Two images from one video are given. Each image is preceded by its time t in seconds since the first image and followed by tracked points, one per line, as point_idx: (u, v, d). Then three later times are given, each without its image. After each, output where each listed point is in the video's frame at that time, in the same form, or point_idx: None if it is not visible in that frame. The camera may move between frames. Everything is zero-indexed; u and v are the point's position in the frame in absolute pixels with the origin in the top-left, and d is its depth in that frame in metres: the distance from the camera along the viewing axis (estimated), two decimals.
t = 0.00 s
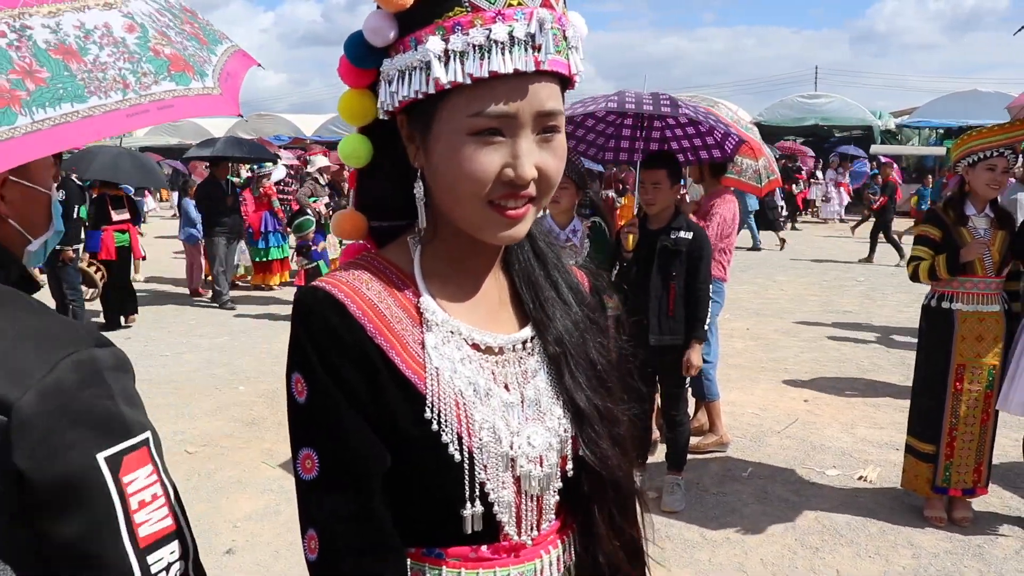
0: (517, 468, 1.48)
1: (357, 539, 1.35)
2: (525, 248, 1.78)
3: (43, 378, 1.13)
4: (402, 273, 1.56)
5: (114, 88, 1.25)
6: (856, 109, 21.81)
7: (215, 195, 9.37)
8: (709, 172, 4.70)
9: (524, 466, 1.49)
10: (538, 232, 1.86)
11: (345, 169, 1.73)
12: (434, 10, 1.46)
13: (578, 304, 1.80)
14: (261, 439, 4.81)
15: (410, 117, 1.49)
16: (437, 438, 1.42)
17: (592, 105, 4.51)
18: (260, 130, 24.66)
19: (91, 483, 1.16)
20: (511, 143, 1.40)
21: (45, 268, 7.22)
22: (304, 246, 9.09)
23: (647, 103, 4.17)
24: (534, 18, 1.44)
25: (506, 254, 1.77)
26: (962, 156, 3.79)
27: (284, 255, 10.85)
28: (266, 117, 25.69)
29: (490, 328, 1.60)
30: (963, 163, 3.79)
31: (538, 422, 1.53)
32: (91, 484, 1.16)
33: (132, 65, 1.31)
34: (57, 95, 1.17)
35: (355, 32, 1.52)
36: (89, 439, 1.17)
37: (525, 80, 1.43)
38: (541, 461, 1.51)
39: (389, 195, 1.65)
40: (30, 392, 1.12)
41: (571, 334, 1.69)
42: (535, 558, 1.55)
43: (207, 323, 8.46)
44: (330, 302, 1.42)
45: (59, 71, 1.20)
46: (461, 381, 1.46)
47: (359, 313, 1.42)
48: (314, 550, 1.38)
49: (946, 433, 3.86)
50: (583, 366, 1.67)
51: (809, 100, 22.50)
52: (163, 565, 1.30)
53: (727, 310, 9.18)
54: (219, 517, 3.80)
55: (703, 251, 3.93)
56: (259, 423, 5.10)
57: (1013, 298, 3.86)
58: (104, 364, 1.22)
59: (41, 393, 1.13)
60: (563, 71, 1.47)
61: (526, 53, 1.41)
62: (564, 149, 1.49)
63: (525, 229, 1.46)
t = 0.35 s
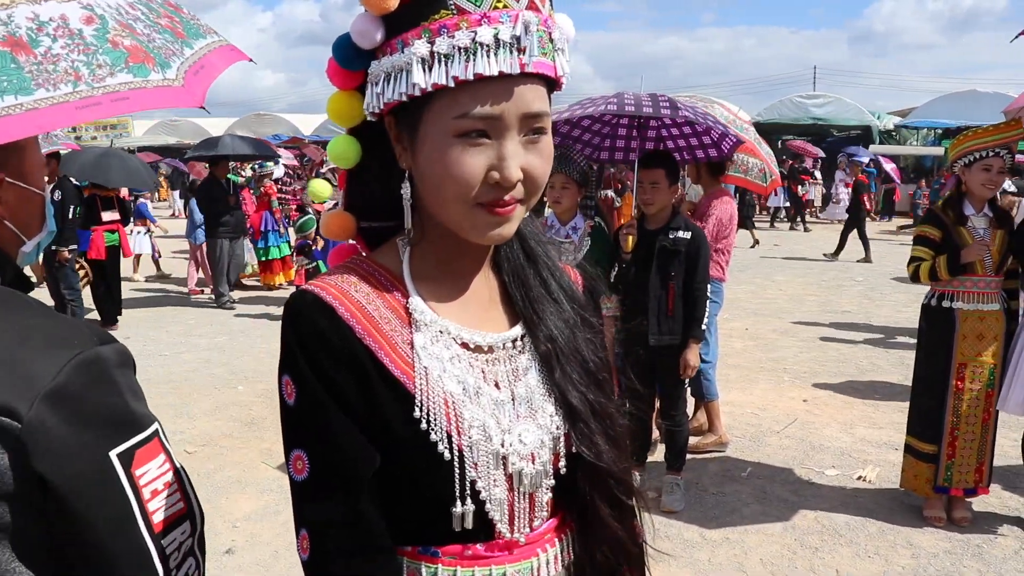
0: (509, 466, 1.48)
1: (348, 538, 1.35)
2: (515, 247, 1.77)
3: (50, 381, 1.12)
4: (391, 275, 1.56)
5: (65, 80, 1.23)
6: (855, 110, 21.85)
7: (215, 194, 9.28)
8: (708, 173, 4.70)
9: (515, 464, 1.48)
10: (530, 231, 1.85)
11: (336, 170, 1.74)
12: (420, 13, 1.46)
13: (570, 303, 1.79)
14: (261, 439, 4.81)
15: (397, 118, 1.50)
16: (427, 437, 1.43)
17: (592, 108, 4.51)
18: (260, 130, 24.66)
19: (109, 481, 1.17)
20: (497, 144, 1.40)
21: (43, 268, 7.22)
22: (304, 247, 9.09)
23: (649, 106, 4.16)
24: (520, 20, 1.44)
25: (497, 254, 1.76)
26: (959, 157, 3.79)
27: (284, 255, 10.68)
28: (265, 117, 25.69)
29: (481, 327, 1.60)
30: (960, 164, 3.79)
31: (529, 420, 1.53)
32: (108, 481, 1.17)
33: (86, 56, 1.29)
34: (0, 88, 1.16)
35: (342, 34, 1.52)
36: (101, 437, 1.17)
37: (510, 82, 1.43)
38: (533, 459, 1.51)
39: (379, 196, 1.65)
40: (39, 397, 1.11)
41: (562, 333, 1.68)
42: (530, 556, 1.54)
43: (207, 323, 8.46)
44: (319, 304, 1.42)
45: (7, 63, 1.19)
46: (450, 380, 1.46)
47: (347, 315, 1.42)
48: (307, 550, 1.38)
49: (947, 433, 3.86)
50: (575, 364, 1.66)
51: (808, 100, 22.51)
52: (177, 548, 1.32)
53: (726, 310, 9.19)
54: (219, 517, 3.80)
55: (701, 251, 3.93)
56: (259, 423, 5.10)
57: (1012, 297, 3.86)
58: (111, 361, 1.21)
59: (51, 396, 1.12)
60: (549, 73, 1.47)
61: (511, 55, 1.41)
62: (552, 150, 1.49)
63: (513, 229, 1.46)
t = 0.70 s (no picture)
0: (509, 469, 1.47)
1: (345, 540, 1.34)
2: (518, 248, 1.76)
3: (74, 380, 1.12)
4: (393, 276, 1.55)
5: (50, 69, 1.22)
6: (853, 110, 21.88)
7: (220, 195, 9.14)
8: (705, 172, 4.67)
9: (516, 467, 1.47)
10: (534, 232, 1.83)
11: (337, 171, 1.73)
12: (421, 11, 1.45)
13: (574, 305, 1.77)
14: (259, 439, 4.79)
15: (397, 118, 1.49)
16: (426, 439, 1.42)
17: (590, 109, 4.52)
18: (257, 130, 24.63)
19: (132, 478, 1.15)
20: (499, 143, 1.39)
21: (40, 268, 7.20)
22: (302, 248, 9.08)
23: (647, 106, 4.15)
24: (521, 18, 1.43)
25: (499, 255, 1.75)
26: (956, 156, 3.78)
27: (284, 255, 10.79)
28: (262, 117, 25.65)
29: (482, 329, 1.58)
30: (957, 164, 3.78)
31: (531, 422, 1.51)
32: (131, 478, 1.15)
33: (69, 45, 1.27)
34: None
35: (344, 33, 1.51)
36: (123, 434, 1.16)
37: (512, 80, 1.42)
38: (534, 461, 1.49)
39: (382, 197, 1.64)
40: (64, 394, 1.10)
41: (565, 335, 1.66)
42: (531, 560, 1.52)
43: (204, 323, 8.44)
44: (318, 304, 1.42)
45: None
46: (450, 381, 1.45)
47: (346, 315, 1.42)
48: (305, 551, 1.38)
49: (951, 433, 3.86)
50: (578, 367, 1.64)
51: (805, 100, 22.52)
52: (194, 546, 1.30)
53: (725, 310, 9.18)
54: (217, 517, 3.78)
55: (703, 250, 3.94)
56: (257, 423, 5.08)
57: (1011, 297, 3.87)
58: (127, 359, 1.21)
59: (77, 394, 1.11)
60: (551, 70, 1.45)
61: (513, 52, 1.40)
62: (554, 148, 1.48)
63: (515, 228, 1.44)
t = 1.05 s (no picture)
0: (502, 471, 1.46)
1: (334, 537, 1.35)
2: (523, 247, 1.75)
3: (89, 383, 1.12)
4: (393, 276, 1.56)
5: (85, 68, 1.23)
6: (852, 110, 21.88)
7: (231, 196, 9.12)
8: (704, 174, 4.74)
9: (509, 470, 1.46)
10: (542, 234, 1.82)
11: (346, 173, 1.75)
12: (417, 12, 1.46)
13: (579, 310, 1.75)
14: (258, 439, 4.79)
15: (398, 119, 1.49)
16: (417, 439, 1.42)
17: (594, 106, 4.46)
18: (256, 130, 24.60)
19: (144, 482, 1.16)
20: (496, 142, 1.39)
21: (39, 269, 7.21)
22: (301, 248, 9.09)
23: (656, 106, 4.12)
24: (515, 16, 1.43)
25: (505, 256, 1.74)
26: (952, 159, 3.79)
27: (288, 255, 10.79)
28: (260, 117, 25.57)
29: (481, 330, 1.58)
30: (954, 165, 3.80)
31: (526, 425, 1.51)
32: (144, 481, 1.16)
33: (101, 47, 1.27)
34: (27, 74, 1.16)
35: (344, 36, 1.52)
36: (136, 438, 1.16)
37: (508, 78, 1.41)
38: (528, 465, 1.48)
39: (388, 199, 1.65)
40: (80, 397, 1.10)
41: (567, 337, 1.65)
42: (525, 563, 1.52)
43: (203, 323, 8.44)
44: (317, 303, 1.43)
45: (28, 52, 1.18)
46: (443, 382, 1.45)
47: (344, 314, 1.43)
48: (297, 545, 1.40)
49: (951, 434, 3.86)
50: (579, 370, 1.62)
51: (804, 100, 22.52)
52: (203, 550, 1.30)
53: (723, 310, 9.19)
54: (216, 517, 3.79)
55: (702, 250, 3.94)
56: (255, 423, 5.08)
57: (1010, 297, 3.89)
58: (140, 362, 1.20)
59: (91, 397, 1.12)
60: (548, 69, 1.45)
61: (506, 51, 1.40)
62: (554, 146, 1.47)
63: (514, 228, 1.44)
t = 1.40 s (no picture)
0: (500, 472, 1.46)
1: (333, 529, 1.36)
2: (531, 247, 1.73)
3: (95, 385, 1.11)
4: (400, 273, 1.56)
5: (100, 72, 1.23)
6: (849, 110, 21.88)
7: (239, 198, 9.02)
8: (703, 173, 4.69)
9: (507, 471, 1.45)
10: (550, 236, 1.79)
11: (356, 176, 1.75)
12: (415, 12, 1.47)
13: (586, 315, 1.72)
14: (255, 439, 4.79)
15: (402, 121, 1.49)
16: (416, 437, 1.43)
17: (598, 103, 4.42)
18: (253, 130, 24.57)
19: (149, 485, 1.16)
20: (496, 138, 1.39)
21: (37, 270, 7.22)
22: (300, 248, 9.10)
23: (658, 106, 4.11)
24: (511, 12, 1.43)
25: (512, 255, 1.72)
26: (953, 157, 3.78)
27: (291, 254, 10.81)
28: (258, 117, 25.55)
29: (485, 330, 1.58)
30: (955, 163, 3.79)
31: (525, 426, 1.50)
32: (148, 484, 1.16)
33: (116, 50, 1.27)
34: (44, 78, 1.16)
35: (345, 40, 1.52)
36: (140, 442, 1.16)
37: (507, 75, 1.41)
38: (527, 466, 1.47)
39: (396, 200, 1.64)
40: (86, 400, 1.10)
41: (570, 341, 1.63)
42: (521, 562, 1.51)
43: (201, 323, 8.44)
44: (323, 298, 1.45)
45: (45, 56, 1.18)
46: (443, 380, 1.45)
47: (349, 309, 1.44)
48: (298, 536, 1.41)
49: (955, 435, 3.84)
50: (581, 375, 1.60)
51: (802, 100, 22.52)
52: (205, 553, 1.30)
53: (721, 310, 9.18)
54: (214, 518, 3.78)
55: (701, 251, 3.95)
56: (253, 423, 5.08)
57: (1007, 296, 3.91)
58: (146, 364, 1.20)
59: (97, 399, 1.11)
60: (547, 64, 1.44)
61: (503, 48, 1.39)
62: (557, 142, 1.46)
63: (519, 226, 1.44)
